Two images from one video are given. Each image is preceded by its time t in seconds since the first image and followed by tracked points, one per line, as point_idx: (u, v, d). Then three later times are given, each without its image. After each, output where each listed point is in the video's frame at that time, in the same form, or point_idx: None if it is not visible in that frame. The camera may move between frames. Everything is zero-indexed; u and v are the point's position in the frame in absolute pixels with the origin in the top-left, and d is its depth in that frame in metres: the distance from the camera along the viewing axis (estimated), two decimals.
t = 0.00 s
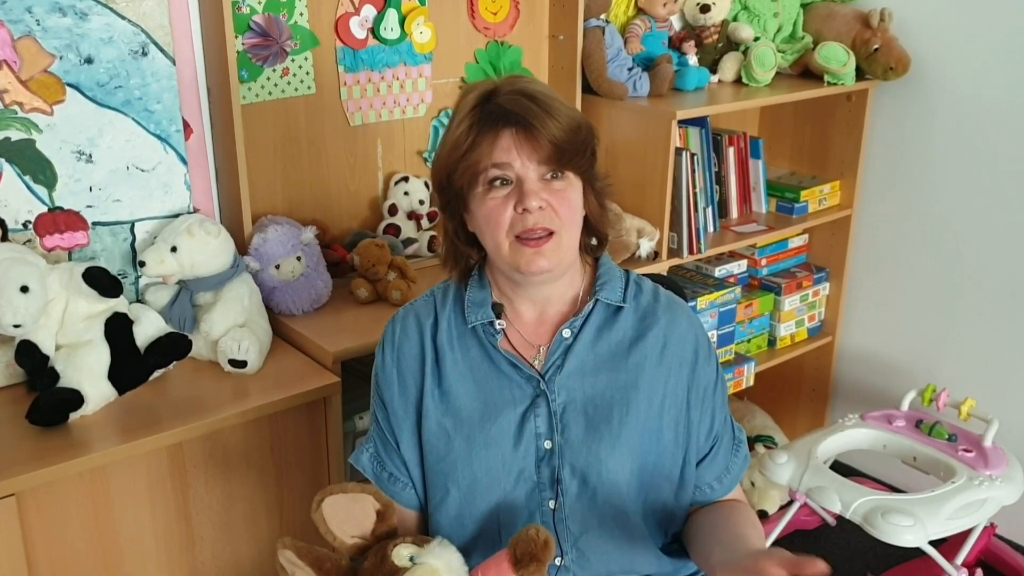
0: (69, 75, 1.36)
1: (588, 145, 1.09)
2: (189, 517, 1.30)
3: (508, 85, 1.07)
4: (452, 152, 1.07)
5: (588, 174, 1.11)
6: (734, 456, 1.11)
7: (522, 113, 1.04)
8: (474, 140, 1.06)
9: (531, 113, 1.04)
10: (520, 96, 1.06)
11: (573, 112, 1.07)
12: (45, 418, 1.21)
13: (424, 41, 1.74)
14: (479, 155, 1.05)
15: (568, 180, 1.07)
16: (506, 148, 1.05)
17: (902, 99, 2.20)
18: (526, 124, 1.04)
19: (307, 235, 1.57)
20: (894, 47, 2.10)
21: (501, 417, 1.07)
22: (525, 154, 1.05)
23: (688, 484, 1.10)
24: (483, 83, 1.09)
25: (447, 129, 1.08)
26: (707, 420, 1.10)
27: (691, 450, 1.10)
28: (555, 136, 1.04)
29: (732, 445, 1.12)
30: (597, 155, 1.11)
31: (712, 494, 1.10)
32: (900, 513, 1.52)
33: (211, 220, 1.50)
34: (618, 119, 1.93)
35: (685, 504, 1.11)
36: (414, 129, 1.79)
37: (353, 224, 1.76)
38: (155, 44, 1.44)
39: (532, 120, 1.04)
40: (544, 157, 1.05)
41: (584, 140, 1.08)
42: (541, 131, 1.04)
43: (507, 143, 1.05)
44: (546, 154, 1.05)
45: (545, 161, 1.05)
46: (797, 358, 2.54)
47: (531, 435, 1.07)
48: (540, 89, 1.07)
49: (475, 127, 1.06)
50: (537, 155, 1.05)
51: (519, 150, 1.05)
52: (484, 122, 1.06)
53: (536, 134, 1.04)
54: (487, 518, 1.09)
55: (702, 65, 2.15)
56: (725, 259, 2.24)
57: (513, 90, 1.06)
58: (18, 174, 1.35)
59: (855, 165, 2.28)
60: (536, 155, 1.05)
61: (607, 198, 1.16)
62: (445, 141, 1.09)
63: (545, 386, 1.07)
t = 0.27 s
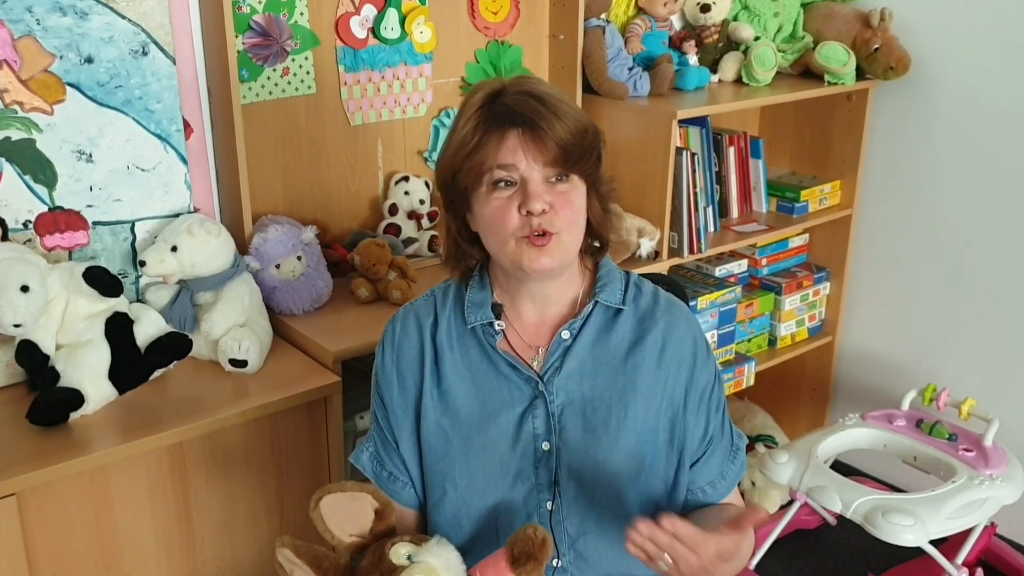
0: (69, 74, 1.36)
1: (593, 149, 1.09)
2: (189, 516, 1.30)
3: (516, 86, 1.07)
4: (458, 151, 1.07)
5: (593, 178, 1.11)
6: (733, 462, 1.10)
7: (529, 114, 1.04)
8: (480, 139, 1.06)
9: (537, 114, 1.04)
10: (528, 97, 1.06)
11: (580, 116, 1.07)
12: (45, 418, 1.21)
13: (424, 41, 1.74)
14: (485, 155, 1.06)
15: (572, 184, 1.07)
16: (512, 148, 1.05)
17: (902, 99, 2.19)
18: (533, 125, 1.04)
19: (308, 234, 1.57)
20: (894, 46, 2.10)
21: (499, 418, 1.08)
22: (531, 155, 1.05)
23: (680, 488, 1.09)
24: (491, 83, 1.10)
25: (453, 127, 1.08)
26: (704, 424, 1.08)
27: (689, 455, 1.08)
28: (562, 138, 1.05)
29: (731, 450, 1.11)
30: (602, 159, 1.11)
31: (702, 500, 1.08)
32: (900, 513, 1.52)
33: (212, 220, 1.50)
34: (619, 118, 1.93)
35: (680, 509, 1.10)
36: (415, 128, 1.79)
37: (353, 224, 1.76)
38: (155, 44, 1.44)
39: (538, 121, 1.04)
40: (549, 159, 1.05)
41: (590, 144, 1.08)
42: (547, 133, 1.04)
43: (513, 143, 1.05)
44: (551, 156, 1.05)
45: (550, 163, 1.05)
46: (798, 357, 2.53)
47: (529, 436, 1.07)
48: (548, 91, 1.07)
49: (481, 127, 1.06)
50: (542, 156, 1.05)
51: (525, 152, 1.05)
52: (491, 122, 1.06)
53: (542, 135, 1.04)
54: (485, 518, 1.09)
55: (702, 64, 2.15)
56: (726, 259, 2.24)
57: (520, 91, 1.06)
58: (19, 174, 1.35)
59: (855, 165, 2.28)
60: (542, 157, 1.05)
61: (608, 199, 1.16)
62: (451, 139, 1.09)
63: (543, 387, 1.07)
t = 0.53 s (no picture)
0: (72, 75, 1.36)
1: (599, 155, 1.08)
2: (190, 516, 1.30)
3: (528, 85, 1.07)
4: (463, 143, 1.07)
5: (596, 185, 1.10)
6: (735, 463, 1.09)
7: (537, 113, 1.04)
8: (486, 134, 1.06)
9: (545, 114, 1.04)
10: (539, 97, 1.05)
11: (590, 121, 1.07)
12: (47, 418, 1.21)
13: (425, 41, 1.74)
14: (489, 149, 1.05)
15: (574, 188, 1.06)
16: (517, 145, 1.05)
17: (904, 99, 2.19)
18: (540, 125, 1.04)
19: (309, 235, 1.57)
20: (895, 46, 2.10)
21: (493, 419, 1.08)
22: (535, 154, 1.04)
23: (685, 491, 1.09)
24: (504, 79, 1.09)
25: (462, 120, 1.08)
26: (704, 427, 1.08)
27: (686, 456, 1.09)
28: (568, 141, 1.04)
29: (732, 453, 1.10)
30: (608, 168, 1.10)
31: (709, 503, 1.09)
32: (902, 513, 1.52)
33: (213, 220, 1.50)
34: (620, 119, 1.93)
35: (682, 511, 1.10)
36: (416, 129, 1.79)
37: (355, 224, 1.77)
38: (157, 44, 1.44)
39: (545, 121, 1.04)
40: (553, 160, 1.04)
41: (596, 149, 1.07)
42: (553, 134, 1.04)
43: (519, 141, 1.05)
44: (555, 157, 1.04)
45: (553, 165, 1.05)
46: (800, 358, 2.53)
47: (522, 437, 1.07)
48: (561, 92, 1.07)
49: (488, 121, 1.06)
50: (546, 157, 1.04)
51: (528, 151, 1.04)
52: (498, 118, 1.06)
53: (548, 136, 1.04)
54: (478, 518, 1.09)
55: (704, 64, 2.15)
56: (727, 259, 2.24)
57: (531, 90, 1.06)
58: (22, 174, 1.36)
59: (857, 165, 2.28)
60: (545, 158, 1.04)
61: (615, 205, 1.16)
62: (458, 131, 1.09)
63: (537, 389, 1.07)
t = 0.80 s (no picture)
0: (72, 74, 1.36)
1: (607, 164, 1.07)
2: (191, 516, 1.30)
3: (546, 86, 1.06)
4: (475, 136, 1.07)
5: (602, 193, 1.10)
6: (732, 466, 1.09)
7: (548, 116, 1.03)
8: (497, 130, 1.06)
9: (556, 118, 1.03)
10: (553, 99, 1.05)
11: (602, 128, 1.06)
12: (48, 418, 1.21)
13: (426, 41, 1.74)
14: (498, 146, 1.05)
15: (578, 194, 1.06)
16: (526, 146, 1.04)
17: (904, 98, 2.19)
18: (549, 128, 1.03)
19: (310, 235, 1.57)
20: (896, 46, 2.09)
21: (490, 415, 1.08)
22: (542, 157, 1.04)
23: (681, 492, 1.09)
24: (522, 77, 1.09)
25: (476, 114, 1.08)
26: (700, 428, 1.08)
27: (681, 456, 1.08)
28: (576, 147, 1.04)
29: (729, 455, 1.10)
30: (616, 175, 1.10)
31: (704, 505, 1.08)
32: (903, 513, 1.52)
33: (213, 220, 1.50)
34: (621, 118, 1.93)
35: (678, 513, 1.10)
36: (417, 128, 1.79)
37: (356, 224, 1.77)
38: (158, 44, 1.44)
39: (556, 125, 1.03)
40: (559, 165, 1.04)
41: (604, 158, 1.07)
42: (562, 139, 1.03)
43: (527, 142, 1.04)
44: (562, 162, 1.04)
45: (559, 170, 1.04)
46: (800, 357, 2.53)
47: (519, 434, 1.07)
48: (576, 96, 1.06)
49: (501, 117, 1.06)
50: (553, 161, 1.04)
51: (536, 152, 1.04)
52: (511, 115, 1.06)
53: (556, 140, 1.03)
54: (474, 514, 1.09)
55: (704, 64, 2.15)
56: (728, 259, 2.24)
57: (548, 92, 1.05)
58: (22, 174, 1.35)
59: (857, 165, 2.28)
60: (552, 161, 1.04)
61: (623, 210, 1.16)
62: (471, 124, 1.09)
63: (535, 386, 1.07)
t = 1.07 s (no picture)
0: (72, 75, 1.36)
1: (612, 164, 1.08)
2: (191, 516, 1.30)
3: (551, 86, 1.07)
4: (480, 135, 1.07)
5: (606, 193, 1.10)
6: (734, 462, 1.09)
7: (554, 116, 1.04)
8: (503, 130, 1.06)
9: (562, 117, 1.04)
10: (558, 99, 1.05)
11: (606, 128, 1.06)
12: (47, 418, 1.21)
13: (426, 41, 1.74)
14: (504, 145, 1.05)
15: (582, 194, 1.06)
16: (531, 145, 1.04)
17: (905, 98, 2.19)
18: (554, 128, 1.04)
19: (310, 235, 1.57)
20: (896, 46, 2.09)
21: (493, 413, 1.07)
22: (547, 156, 1.04)
23: (682, 488, 1.09)
24: (527, 76, 1.09)
25: (480, 113, 1.08)
26: (703, 425, 1.08)
27: (683, 453, 1.08)
28: (580, 147, 1.04)
29: (732, 451, 1.10)
30: (619, 175, 1.10)
31: (707, 500, 1.09)
32: (904, 513, 1.51)
33: (213, 220, 1.50)
34: (621, 118, 1.93)
35: (680, 509, 1.10)
36: (417, 129, 1.79)
37: (356, 224, 1.77)
38: (157, 44, 1.44)
39: (561, 124, 1.04)
40: (564, 164, 1.04)
41: (609, 158, 1.07)
42: (568, 138, 1.03)
43: (532, 141, 1.04)
44: (567, 162, 1.04)
45: (564, 169, 1.05)
46: (801, 357, 2.53)
47: (522, 431, 1.07)
48: (580, 95, 1.06)
49: (507, 117, 1.06)
50: (558, 160, 1.04)
51: (541, 152, 1.04)
52: (517, 115, 1.06)
53: (561, 139, 1.03)
54: (476, 511, 1.09)
55: (704, 64, 2.15)
56: (728, 259, 2.24)
57: (553, 92, 1.06)
58: (22, 174, 1.36)
59: (858, 165, 2.28)
60: (557, 161, 1.04)
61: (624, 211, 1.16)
62: (476, 124, 1.09)
63: (538, 383, 1.07)
